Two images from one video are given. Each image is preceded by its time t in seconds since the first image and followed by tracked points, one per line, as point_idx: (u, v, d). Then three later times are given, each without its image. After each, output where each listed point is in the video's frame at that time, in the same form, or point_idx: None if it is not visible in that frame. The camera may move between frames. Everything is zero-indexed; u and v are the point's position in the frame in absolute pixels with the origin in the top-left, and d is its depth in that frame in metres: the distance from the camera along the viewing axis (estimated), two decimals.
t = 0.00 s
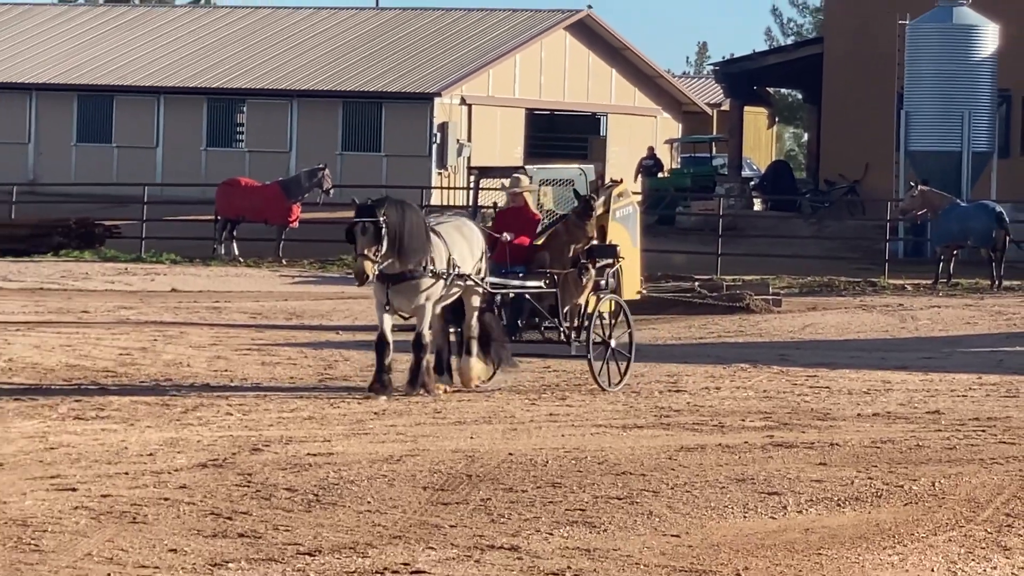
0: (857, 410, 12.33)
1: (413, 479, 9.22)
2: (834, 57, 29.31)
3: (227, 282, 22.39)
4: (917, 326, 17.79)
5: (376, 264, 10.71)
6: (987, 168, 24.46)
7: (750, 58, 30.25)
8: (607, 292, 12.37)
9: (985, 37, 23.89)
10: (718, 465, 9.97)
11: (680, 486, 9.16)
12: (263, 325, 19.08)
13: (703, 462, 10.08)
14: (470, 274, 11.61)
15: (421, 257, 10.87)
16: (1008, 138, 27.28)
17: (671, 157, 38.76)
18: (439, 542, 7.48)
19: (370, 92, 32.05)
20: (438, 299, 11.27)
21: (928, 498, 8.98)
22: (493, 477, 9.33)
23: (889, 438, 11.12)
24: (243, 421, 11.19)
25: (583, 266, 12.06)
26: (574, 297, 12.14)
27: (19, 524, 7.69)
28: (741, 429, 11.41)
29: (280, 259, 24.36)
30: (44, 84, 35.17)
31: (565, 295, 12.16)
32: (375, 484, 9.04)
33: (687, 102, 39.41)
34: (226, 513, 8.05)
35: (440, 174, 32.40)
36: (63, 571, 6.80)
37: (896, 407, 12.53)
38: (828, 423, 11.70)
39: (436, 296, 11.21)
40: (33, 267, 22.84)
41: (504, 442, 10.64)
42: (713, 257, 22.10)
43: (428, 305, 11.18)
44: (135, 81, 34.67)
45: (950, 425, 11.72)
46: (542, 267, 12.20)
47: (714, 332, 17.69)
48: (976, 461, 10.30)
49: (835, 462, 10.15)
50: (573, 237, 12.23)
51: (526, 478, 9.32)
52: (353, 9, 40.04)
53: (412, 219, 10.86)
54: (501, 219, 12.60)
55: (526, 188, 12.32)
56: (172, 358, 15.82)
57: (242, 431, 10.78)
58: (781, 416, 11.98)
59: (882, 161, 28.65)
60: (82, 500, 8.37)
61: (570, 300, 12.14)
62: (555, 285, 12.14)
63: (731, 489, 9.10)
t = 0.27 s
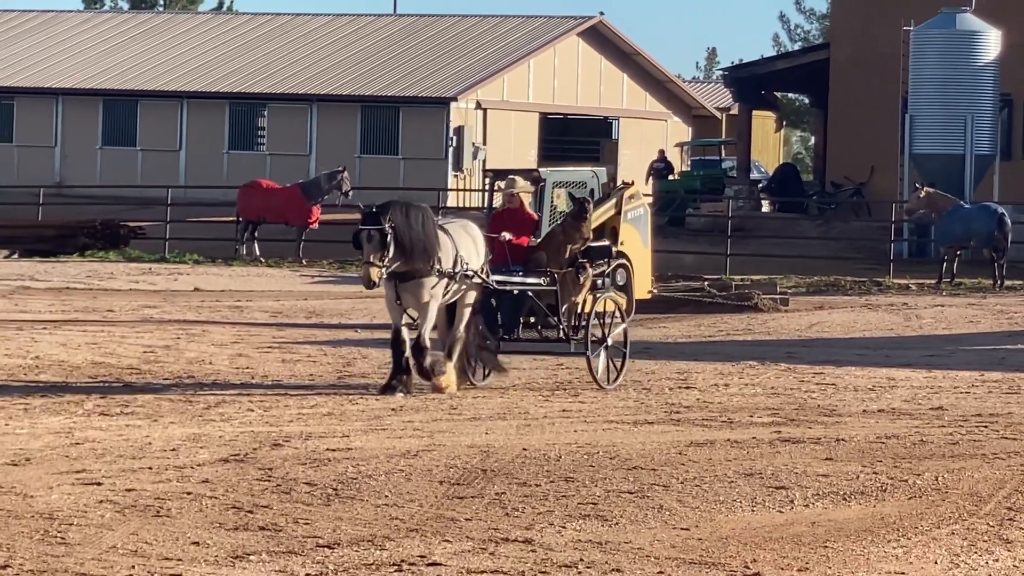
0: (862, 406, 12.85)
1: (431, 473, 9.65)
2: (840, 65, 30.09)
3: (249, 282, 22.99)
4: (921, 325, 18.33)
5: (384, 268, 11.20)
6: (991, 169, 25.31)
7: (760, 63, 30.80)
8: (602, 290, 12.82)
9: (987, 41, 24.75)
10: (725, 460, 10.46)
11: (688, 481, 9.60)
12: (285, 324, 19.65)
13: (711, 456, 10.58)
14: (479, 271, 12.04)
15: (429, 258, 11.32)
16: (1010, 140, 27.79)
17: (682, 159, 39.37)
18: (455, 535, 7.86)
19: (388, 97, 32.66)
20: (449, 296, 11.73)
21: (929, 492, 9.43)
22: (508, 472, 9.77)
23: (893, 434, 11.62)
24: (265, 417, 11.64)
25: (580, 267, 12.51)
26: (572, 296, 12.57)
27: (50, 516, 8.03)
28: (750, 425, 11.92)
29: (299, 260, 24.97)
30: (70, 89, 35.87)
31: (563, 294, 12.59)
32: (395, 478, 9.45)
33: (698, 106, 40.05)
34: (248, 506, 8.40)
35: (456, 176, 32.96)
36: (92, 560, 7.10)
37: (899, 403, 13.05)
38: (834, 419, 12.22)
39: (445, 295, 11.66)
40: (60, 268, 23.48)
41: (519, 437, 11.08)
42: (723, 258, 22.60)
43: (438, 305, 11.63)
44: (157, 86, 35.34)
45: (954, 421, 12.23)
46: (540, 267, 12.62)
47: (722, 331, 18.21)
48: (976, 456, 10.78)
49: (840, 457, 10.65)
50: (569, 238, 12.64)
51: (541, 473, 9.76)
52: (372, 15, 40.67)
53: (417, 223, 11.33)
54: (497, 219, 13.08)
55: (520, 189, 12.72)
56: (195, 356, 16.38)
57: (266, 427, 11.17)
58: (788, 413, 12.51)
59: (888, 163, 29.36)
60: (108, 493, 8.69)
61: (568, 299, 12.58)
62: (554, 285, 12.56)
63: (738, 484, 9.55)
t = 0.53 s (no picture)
0: (875, 406, 12.91)
1: (446, 471, 9.65)
2: (852, 66, 30.11)
3: (263, 281, 23.09)
4: (933, 325, 18.37)
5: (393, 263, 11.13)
6: (1004, 169, 25.36)
7: (774, 64, 30.89)
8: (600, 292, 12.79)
9: (1000, 41, 24.84)
10: (739, 459, 10.52)
11: (702, 480, 9.64)
12: (299, 324, 19.74)
13: (725, 455, 10.64)
14: (485, 272, 11.96)
15: (435, 253, 11.28)
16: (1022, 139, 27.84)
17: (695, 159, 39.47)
18: (469, 533, 7.92)
19: (402, 97, 32.76)
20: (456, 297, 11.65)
21: (941, 491, 9.48)
22: (522, 470, 9.77)
23: (905, 433, 11.68)
24: (280, 416, 11.53)
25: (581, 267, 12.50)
26: (573, 297, 12.50)
27: (65, 515, 8.04)
28: (763, 425, 11.98)
29: (314, 259, 25.04)
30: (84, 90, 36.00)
31: (564, 295, 12.51)
32: (409, 477, 9.45)
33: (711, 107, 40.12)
34: (263, 505, 8.43)
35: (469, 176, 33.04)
36: (108, 559, 7.14)
37: (912, 403, 13.11)
38: (847, 419, 12.28)
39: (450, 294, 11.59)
40: (75, 267, 23.63)
41: (532, 436, 11.04)
42: (735, 257, 22.66)
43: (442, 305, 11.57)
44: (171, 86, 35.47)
45: (966, 420, 12.30)
46: (538, 267, 12.54)
47: (735, 330, 18.26)
48: (989, 455, 10.85)
49: (852, 456, 10.73)
50: (567, 239, 12.70)
51: (555, 471, 9.79)
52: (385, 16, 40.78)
53: (424, 220, 11.26)
54: (493, 221, 13.03)
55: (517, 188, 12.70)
56: (210, 355, 16.47)
57: (279, 426, 11.13)
58: (801, 412, 12.56)
59: (902, 163, 29.43)
60: (122, 492, 8.69)
61: (569, 300, 12.49)
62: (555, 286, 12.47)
63: (752, 483, 9.60)
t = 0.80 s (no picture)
0: (888, 406, 12.93)
1: (460, 471, 9.68)
2: (864, 66, 30.15)
3: (275, 280, 23.15)
4: (944, 324, 18.39)
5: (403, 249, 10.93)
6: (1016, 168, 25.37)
7: (787, 64, 30.94)
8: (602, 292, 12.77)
9: (1012, 40, 24.81)
10: (754, 459, 10.55)
11: (716, 480, 9.67)
12: (312, 322, 19.80)
13: (739, 454, 10.67)
14: (491, 271, 11.82)
15: (446, 246, 11.09)
16: None
17: (707, 158, 39.51)
18: (483, 533, 7.95)
19: (414, 97, 32.81)
20: (462, 294, 11.42)
21: (954, 490, 9.50)
22: (536, 470, 9.80)
23: (919, 433, 11.71)
24: (294, 415, 11.54)
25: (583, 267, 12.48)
26: (575, 296, 12.48)
27: (79, 514, 8.07)
28: (776, 424, 12.01)
29: (326, 259, 25.10)
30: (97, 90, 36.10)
31: (566, 295, 12.49)
32: (423, 476, 9.47)
33: (723, 106, 40.15)
34: (277, 504, 8.46)
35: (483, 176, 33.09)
36: (122, 558, 7.17)
37: (926, 402, 13.14)
38: (860, 418, 12.31)
39: (459, 292, 11.38)
40: (88, 267, 23.72)
41: (545, 435, 11.07)
42: (746, 256, 22.69)
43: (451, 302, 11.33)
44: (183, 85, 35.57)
45: (979, 419, 12.32)
46: (538, 267, 12.58)
47: (747, 330, 18.30)
48: (1004, 455, 10.87)
49: (865, 455, 10.75)
50: (567, 239, 12.70)
51: (569, 470, 9.82)
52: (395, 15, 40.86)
53: (433, 211, 11.09)
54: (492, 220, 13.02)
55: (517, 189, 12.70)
56: (223, 354, 16.54)
57: (293, 425, 11.14)
58: (815, 412, 12.59)
59: (915, 162, 29.46)
60: (137, 491, 8.71)
61: (571, 300, 12.48)
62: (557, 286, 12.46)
63: (765, 483, 9.63)
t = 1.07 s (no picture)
0: (901, 406, 12.91)
1: (472, 471, 9.68)
2: (875, 65, 30.13)
3: (287, 280, 23.17)
4: (957, 324, 18.33)
5: (409, 263, 10.93)
6: None
7: (799, 63, 30.92)
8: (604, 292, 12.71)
9: None
10: (766, 459, 10.53)
11: (728, 479, 9.65)
12: (324, 322, 19.81)
13: (751, 454, 10.66)
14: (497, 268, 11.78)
15: (451, 249, 11.06)
16: None
17: (719, 158, 39.48)
18: (494, 533, 7.95)
19: (425, 97, 32.84)
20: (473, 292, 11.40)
21: (967, 490, 9.48)
22: (548, 469, 9.80)
23: (931, 433, 11.68)
24: (306, 415, 11.54)
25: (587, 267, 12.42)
26: (577, 296, 12.42)
27: (91, 514, 8.08)
28: (788, 424, 11.99)
29: (338, 259, 25.12)
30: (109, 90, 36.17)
31: (568, 295, 12.44)
32: (435, 476, 9.47)
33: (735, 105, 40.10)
34: (289, 504, 8.47)
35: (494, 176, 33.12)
36: (134, 557, 7.18)
37: (938, 402, 13.11)
38: (872, 418, 12.29)
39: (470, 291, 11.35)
40: (101, 267, 23.78)
41: (558, 435, 11.06)
42: (758, 256, 22.65)
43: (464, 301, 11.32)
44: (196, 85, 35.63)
45: (991, 420, 12.29)
46: (538, 267, 12.53)
47: (759, 330, 18.28)
48: (1016, 455, 10.85)
49: (877, 455, 10.73)
50: (567, 238, 12.68)
51: (581, 470, 9.81)
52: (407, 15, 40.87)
53: (433, 215, 11.07)
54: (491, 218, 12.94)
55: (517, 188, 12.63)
56: (235, 354, 16.57)
57: (305, 425, 11.15)
58: (827, 412, 12.57)
59: (927, 162, 29.41)
60: (149, 491, 8.72)
61: (573, 299, 12.42)
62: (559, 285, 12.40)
63: (777, 483, 9.62)
